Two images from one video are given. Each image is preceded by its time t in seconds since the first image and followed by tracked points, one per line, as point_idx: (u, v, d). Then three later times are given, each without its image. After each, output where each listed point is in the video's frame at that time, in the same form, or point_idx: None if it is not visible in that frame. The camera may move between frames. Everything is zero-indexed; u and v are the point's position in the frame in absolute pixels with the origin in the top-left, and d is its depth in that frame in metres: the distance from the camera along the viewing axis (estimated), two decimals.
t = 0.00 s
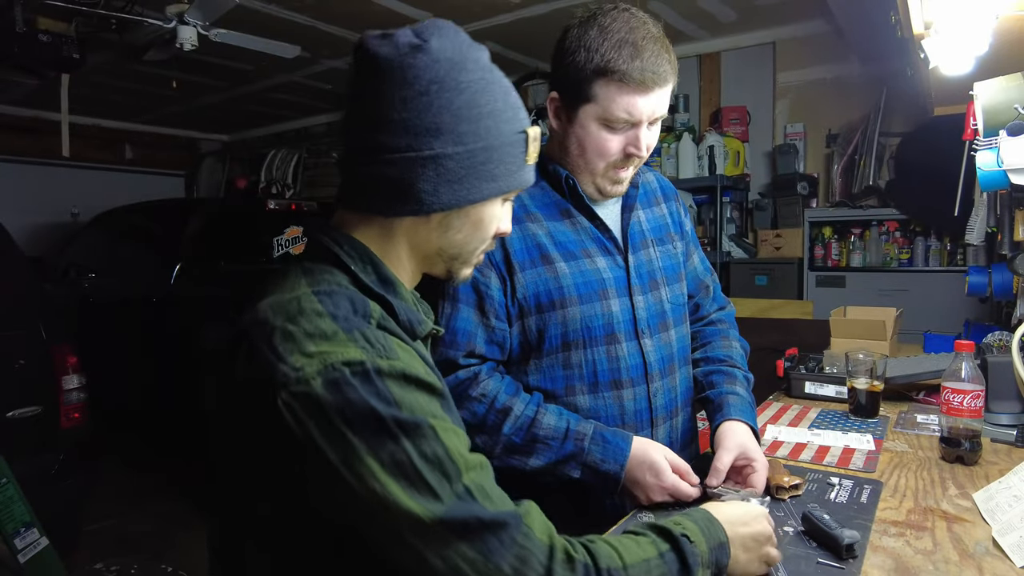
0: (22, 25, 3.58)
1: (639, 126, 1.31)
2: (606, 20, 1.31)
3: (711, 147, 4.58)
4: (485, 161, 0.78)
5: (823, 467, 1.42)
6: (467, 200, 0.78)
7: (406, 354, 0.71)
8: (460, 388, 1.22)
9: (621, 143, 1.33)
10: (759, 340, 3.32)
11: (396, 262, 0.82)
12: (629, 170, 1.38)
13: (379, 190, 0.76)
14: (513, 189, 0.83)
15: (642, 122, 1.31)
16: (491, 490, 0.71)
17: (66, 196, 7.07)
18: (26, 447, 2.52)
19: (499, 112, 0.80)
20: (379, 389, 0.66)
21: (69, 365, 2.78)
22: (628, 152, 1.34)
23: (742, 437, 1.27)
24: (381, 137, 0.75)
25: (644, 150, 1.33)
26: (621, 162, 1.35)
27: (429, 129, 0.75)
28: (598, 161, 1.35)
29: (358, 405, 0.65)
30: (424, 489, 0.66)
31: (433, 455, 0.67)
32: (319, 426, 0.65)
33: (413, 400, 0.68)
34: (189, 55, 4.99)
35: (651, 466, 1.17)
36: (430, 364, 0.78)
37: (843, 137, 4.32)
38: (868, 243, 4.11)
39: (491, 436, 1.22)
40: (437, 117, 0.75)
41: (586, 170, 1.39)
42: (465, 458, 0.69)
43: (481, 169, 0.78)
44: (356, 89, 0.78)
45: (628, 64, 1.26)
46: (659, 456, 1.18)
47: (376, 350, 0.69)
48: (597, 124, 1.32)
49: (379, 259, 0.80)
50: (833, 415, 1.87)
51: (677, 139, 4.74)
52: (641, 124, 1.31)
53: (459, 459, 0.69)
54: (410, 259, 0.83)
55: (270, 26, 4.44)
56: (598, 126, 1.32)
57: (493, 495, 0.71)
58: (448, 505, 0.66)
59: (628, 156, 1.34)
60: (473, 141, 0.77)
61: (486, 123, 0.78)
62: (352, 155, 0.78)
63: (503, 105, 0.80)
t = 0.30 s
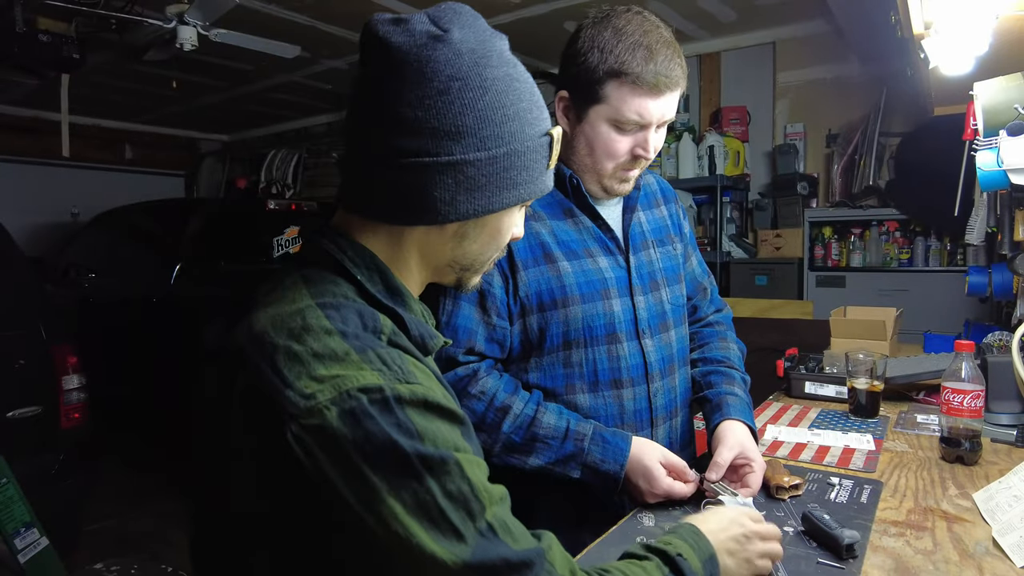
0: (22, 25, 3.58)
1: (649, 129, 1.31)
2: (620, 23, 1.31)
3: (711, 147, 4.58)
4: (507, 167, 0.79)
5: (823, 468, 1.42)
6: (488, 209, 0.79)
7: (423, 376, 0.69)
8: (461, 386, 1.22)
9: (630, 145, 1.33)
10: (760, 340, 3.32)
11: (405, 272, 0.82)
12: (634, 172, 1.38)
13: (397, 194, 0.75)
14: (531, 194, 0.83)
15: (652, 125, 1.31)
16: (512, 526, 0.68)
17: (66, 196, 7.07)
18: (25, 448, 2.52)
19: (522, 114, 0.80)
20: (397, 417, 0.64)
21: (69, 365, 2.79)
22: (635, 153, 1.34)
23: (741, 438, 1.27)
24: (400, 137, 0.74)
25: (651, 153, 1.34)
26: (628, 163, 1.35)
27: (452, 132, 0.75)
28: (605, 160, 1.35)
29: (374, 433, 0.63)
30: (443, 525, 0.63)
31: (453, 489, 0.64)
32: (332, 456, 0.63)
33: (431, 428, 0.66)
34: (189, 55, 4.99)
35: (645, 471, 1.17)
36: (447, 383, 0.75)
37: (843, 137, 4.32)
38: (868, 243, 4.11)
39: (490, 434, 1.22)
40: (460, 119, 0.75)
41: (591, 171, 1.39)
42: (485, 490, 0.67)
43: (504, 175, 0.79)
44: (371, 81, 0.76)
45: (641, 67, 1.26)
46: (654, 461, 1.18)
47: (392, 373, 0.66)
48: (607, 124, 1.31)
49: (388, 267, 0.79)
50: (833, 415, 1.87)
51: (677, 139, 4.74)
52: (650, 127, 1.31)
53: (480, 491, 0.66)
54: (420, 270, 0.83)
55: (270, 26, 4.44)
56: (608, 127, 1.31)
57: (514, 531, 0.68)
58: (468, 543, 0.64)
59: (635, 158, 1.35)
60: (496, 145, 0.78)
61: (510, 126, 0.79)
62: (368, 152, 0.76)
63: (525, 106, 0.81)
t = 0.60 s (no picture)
0: (23, 25, 3.58)
1: (651, 130, 1.31)
2: (624, 23, 1.31)
3: (711, 147, 4.58)
4: (503, 167, 0.78)
5: (823, 468, 1.42)
6: (486, 208, 0.78)
7: (414, 364, 0.69)
8: (462, 384, 1.22)
9: (632, 145, 1.33)
10: (760, 340, 3.31)
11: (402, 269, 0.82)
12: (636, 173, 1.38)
13: (396, 198, 0.75)
14: (528, 195, 0.83)
15: (654, 126, 1.31)
16: (463, 541, 0.65)
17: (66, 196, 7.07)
18: (24, 448, 2.52)
19: (516, 115, 0.80)
20: (376, 392, 0.63)
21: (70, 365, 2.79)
22: (637, 154, 1.34)
23: (742, 440, 1.28)
24: (397, 139, 0.74)
25: (652, 153, 1.34)
26: (631, 164, 1.35)
27: (447, 132, 0.74)
28: (606, 161, 1.35)
29: (348, 405, 0.62)
30: (393, 516, 0.61)
31: (414, 480, 0.62)
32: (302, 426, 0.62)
33: (410, 415, 0.64)
34: (189, 55, 4.99)
35: (643, 470, 1.17)
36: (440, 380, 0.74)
37: (843, 137, 4.32)
38: (868, 243, 4.11)
39: (490, 433, 1.22)
40: (455, 120, 0.75)
41: (593, 171, 1.39)
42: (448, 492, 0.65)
43: (501, 175, 0.78)
44: (368, 84, 0.76)
45: (643, 68, 1.26)
46: (653, 460, 1.18)
47: (380, 354, 0.66)
48: (609, 125, 1.31)
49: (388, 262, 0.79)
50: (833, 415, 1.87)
51: (677, 139, 4.74)
52: (652, 127, 1.31)
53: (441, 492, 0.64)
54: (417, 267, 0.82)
55: (269, 26, 4.43)
56: (610, 128, 1.31)
57: (468, 545, 0.65)
58: (413, 541, 0.61)
59: (636, 158, 1.35)
60: (491, 146, 0.77)
61: (504, 127, 0.78)
62: (367, 157, 0.76)
63: (520, 107, 0.80)
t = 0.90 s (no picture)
0: (23, 25, 3.58)
1: (650, 129, 1.31)
2: (621, 23, 1.31)
3: (711, 147, 4.58)
4: (457, 163, 0.79)
5: (823, 468, 1.42)
6: (442, 203, 0.78)
7: (345, 345, 0.69)
8: (461, 384, 1.22)
9: (630, 145, 1.33)
10: (760, 340, 3.31)
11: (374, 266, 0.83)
12: (636, 172, 1.38)
13: (361, 198, 0.77)
14: (487, 190, 0.83)
15: (653, 126, 1.31)
16: (278, 525, 0.63)
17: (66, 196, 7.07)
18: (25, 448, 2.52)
19: (471, 117, 0.81)
20: (277, 354, 0.65)
21: (70, 365, 2.79)
22: (636, 153, 1.34)
23: (741, 441, 1.28)
24: (356, 143, 0.76)
25: (651, 153, 1.34)
26: (628, 163, 1.35)
27: (402, 133, 0.75)
28: (605, 161, 1.35)
29: (253, 358, 0.65)
30: (223, 469, 0.62)
31: (257, 445, 0.62)
32: (213, 366, 0.66)
33: (307, 387, 0.65)
34: (188, 55, 5.00)
35: (642, 470, 1.17)
36: (388, 369, 0.74)
37: (843, 137, 4.32)
38: (868, 243, 4.12)
39: (490, 432, 1.22)
40: (410, 123, 0.75)
41: (591, 170, 1.39)
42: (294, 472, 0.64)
43: (456, 172, 0.79)
44: (337, 97, 0.78)
45: (641, 68, 1.26)
46: (652, 460, 1.18)
47: (310, 324, 0.68)
48: (608, 124, 1.31)
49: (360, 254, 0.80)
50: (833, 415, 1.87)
51: (677, 139, 4.75)
52: (650, 127, 1.31)
53: (284, 468, 0.63)
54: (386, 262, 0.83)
55: (269, 27, 4.44)
56: (609, 127, 1.31)
57: (276, 533, 0.63)
58: (216, 498, 0.61)
59: (636, 157, 1.34)
60: (444, 145, 0.78)
61: (455, 127, 0.79)
62: (335, 164, 0.78)
63: (475, 110, 0.81)
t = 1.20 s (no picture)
0: (23, 25, 3.57)
1: (647, 129, 1.31)
2: (620, 23, 1.31)
3: (711, 147, 4.58)
4: (428, 185, 0.91)
5: (823, 468, 1.41)
6: (413, 219, 0.90)
7: (279, 334, 0.78)
8: (461, 384, 1.22)
9: (627, 144, 1.33)
10: (760, 340, 3.31)
11: (356, 271, 0.97)
12: (632, 172, 1.38)
13: (345, 212, 0.91)
14: (458, 211, 0.95)
15: (650, 126, 1.31)
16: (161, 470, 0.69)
17: (66, 196, 7.08)
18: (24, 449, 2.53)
19: (443, 143, 0.93)
20: (218, 328, 0.74)
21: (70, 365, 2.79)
22: (633, 153, 1.34)
23: (741, 442, 1.28)
24: (344, 163, 0.90)
25: (649, 153, 1.34)
26: (626, 163, 1.35)
27: (379, 155, 0.88)
28: (603, 160, 1.35)
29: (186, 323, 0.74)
30: (121, 403, 0.69)
31: (151, 392, 0.69)
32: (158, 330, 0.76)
33: (226, 359, 0.73)
34: (188, 55, 5.00)
35: (642, 470, 1.17)
36: (327, 365, 0.84)
37: (843, 137, 4.32)
38: (868, 242, 4.12)
39: (490, 432, 1.22)
40: (388, 146, 0.88)
41: (589, 170, 1.39)
42: (183, 423, 0.70)
43: (426, 192, 0.91)
44: (334, 122, 0.92)
45: (639, 68, 1.26)
46: (653, 461, 1.18)
47: (249, 310, 0.77)
48: (605, 125, 1.32)
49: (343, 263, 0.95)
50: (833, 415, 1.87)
51: (677, 139, 4.75)
52: (648, 127, 1.31)
53: (170, 418, 0.69)
54: (369, 272, 0.98)
55: (269, 27, 4.44)
56: (606, 127, 1.31)
57: (144, 472, 0.68)
58: (100, 426, 0.67)
59: (633, 156, 1.34)
60: (416, 167, 0.90)
61: (429, 152, 0.91)
62: (328, 180, 0.92)
63: (449, 137, 0.93)
